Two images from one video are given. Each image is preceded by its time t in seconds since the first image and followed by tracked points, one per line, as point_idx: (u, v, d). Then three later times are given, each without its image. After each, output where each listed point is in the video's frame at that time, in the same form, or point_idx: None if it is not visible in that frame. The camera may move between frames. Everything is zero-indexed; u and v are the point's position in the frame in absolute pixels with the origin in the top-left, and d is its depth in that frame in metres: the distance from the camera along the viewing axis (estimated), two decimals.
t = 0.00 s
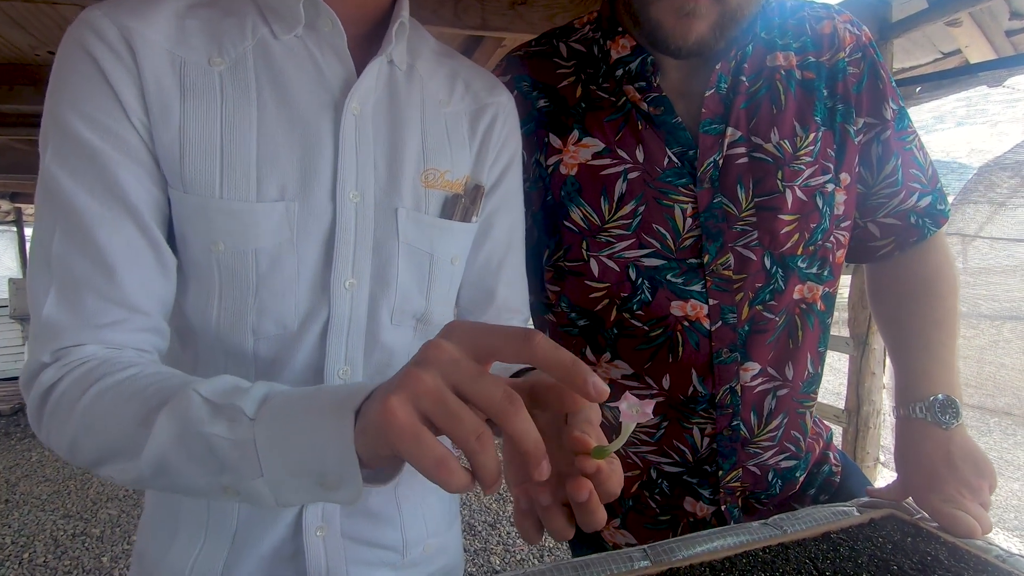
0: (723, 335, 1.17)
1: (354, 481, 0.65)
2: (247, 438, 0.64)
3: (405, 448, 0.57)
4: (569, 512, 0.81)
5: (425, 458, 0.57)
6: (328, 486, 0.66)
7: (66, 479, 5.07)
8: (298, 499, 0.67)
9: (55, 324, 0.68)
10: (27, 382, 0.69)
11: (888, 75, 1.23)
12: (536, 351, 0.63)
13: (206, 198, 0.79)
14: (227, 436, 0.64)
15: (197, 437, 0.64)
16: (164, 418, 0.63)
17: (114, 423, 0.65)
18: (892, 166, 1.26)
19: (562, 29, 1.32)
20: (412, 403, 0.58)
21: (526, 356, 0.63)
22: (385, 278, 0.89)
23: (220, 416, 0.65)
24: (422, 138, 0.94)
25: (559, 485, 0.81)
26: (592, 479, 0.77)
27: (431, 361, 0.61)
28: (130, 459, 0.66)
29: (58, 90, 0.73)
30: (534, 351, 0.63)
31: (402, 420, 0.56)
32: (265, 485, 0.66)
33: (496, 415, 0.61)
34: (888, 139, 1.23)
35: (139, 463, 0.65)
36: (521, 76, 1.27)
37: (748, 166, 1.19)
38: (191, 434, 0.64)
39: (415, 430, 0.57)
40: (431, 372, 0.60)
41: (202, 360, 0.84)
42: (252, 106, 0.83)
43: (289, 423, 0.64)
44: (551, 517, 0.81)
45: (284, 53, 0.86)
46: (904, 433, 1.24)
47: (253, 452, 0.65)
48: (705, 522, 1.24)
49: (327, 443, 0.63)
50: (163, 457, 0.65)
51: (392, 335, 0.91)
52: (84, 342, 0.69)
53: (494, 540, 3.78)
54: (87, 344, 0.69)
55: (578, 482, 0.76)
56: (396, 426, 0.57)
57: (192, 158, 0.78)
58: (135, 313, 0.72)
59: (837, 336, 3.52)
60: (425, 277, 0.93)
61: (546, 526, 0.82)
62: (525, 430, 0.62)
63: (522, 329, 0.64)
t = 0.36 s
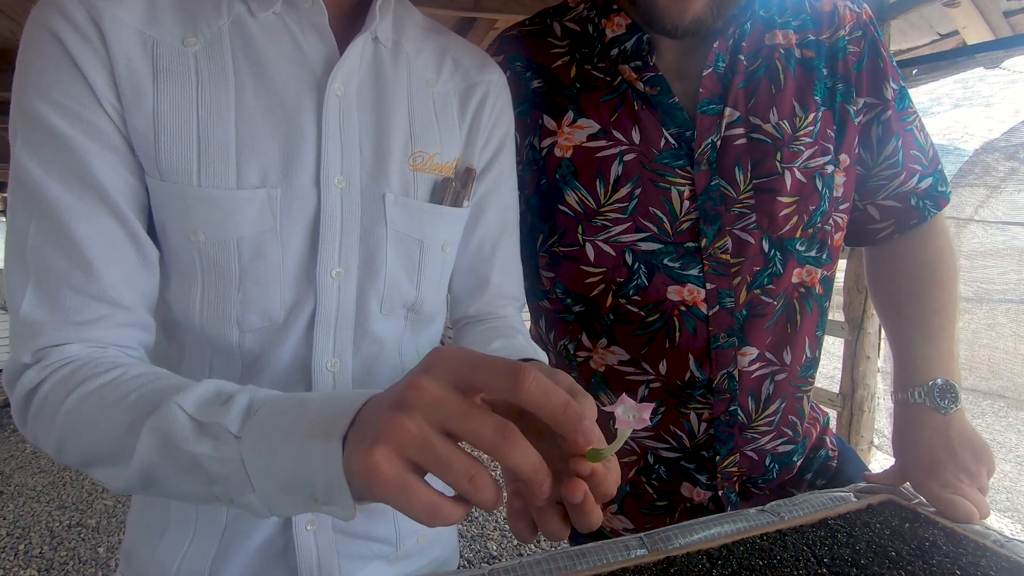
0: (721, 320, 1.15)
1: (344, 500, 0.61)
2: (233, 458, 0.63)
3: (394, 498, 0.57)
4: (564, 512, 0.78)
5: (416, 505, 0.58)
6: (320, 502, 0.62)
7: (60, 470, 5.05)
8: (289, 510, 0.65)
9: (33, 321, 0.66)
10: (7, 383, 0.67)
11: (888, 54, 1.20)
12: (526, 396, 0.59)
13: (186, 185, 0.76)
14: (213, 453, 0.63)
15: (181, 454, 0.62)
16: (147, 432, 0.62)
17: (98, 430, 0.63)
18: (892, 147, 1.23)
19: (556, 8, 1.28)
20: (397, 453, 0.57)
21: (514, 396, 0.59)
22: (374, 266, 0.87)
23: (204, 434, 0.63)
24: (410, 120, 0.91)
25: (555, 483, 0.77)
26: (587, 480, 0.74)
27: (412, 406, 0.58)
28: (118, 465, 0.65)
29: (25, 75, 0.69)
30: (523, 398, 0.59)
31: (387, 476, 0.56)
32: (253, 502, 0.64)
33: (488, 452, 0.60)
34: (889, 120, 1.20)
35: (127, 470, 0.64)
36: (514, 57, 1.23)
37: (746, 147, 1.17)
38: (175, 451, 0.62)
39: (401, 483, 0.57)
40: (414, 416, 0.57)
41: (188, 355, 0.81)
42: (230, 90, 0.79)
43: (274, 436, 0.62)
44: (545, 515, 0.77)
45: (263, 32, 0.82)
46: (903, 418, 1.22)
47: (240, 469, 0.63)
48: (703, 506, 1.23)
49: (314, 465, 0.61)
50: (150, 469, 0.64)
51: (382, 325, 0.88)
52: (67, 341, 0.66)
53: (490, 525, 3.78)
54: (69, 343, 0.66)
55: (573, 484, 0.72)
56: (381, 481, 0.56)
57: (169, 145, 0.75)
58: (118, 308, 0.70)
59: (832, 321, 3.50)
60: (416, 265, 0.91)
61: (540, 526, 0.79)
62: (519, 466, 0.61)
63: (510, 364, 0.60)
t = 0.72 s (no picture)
0: (714, 297, 1.14)
1: (334, 485, 0.60)
2: (219, 442, 0.61)
3: (375, 465, 0.56)
4: (553, 497, 0.78)
5: (396, 473, 0.56)
6: (306, 488, 0.61)
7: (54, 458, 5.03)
8: (280, 497, 0.63)
9: (12, 309, 0.64)
10: None
11: (885, 26, 1.18)
12: (505, 355, 0.56)
13: (163, 164, 0.74)
14: (198, 439, 0.61)
15: (166, 438, 0.61)
16: (133, 417, 0.60)
17: (83, 418, 0.62)
18: (887, 121, 1.22)
19: None
20: (377, 420, 0.56)
21: (494, 358, 0.57)
22: (361, 247, 0.85)
23: (190, 419, 0.62)
24: (395, 95, 0.89)
25: (545, 469, 0.77)
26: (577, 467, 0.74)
27: (392, 371, 0.58)
28: (104, 453, 0.63)
29: None
30: (501, 355, 0.56)
31: (365, 441, 0.55)
32: (244, 488, 0.63)
33: (470, 418, 0.58)
34: (885, 94, 1.19)
35: (114, 457, 0.62)
36: (506, 31, 1.21)
37: (741, 122, 1.15)
38: (161, 436, 0.61)
39: (382, 450, 0.56)
40: (394, 382, 0.57)
41: (173, 338, 0.79)
42: (206, 65, 0.77)
43: (262, 423, 0.61)
44: (535, 501, 0.77)
45: (240, 3, 0.79)
46: (895, 395, 1.22)
47: (227, 455, 0.61)
48: (696, 484, 1.24)
49: (302, 449, 0.59)
50: (138, 456, 0.62)
51: (370, 307, 0.87)
52: (47, 328, 0.64)
53: (487, 506, 3.80)
54: (50, 329, 0.65)
55: (562, 469, 0.72)
56: (363, 447, 0.55)
57: (145, 124, 0.73)
58: (98, 293, 0.68)
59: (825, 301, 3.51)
60: (404, 245, 0.89)
61: (531, 510, 0.79)
62: (502, 429, 0.59)
63: (490, 329, 0.57)
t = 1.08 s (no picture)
0: (709, 272, 1.14)
1: (325, 444, 0.60)
2: (207, 405, 0.60)
3: (371, 405, 0.54)
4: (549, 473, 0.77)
5: (393, 415, 0.54)
6: (300, 450, 0.61)
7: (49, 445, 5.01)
8: (270, 461, 0.63)
9: None
10: None
11: None
12: (513, 306, 0.62)
13: (142, 136, 0.72)
14: (185, 403, 0.60)
15: (152, 404, 0.59)
16: (117, 383, 0.59)
17: (65, 389, 0.60)
18: (882, 94, 1.20)
19: None
20: (375, 357, 0.56)
21: (503, 307, 0.62)
22: (349, 222, 0.83)
23: (176, 382, 0.60)
24: (382, 65, 0.87)
25: (539, 445, 0.76)
26: (571, 443, 0.74)
27: (395, 311, 0.58)
28: (88, 429, 0.62)
29: None
30: (509, 304, 0.62)
31: (363, 374, 0.54)
32: (234, 452, 0.62)
33: (473, 361, 0.59)
34: (880, 65, 1.17)
35: (97, 432, 0.61)
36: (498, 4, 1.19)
37: (735, 94, 1.13)
38: (147, 402, 0.59)
39: (379, 388, 0.54)
40: (396, 323, 0.57)
41: (157, 315, 0.78)
42: (183, 33, 0.74)
43: (250, 385, 0.59)
44: (529, 477, 0.76)
45: None
46: (889, 369, 1.22)
47: (216, 418, 0.60)
48: (690, 459, 1.23)
49: (291, 408, 0.58)
50: (122, 426, 0.61)
51: (359, 284, 0.85)
52: (26, 302, 0.63)
53: (483, 486, 3.82)
54: (29, 304, 0.63)
55: (555, 443, 0.72)
56: (359, 384, 0.54)
57: (121, 93, 0.70)
58: (79, 268, 0.66)
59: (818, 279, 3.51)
60: (393, 221, 0.87)
61: (526, 488, 0.77)
62: (503, 376, 0.60)
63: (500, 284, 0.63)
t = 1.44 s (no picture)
0: (706, 261, 1.13)
1: (322, 441, 0.59)
2: (201, 401, 0.59)
3: (366, 405, 0.53)
4: (556, 470, 0.77)
5: (389, 417, 0.54)
6: (296, 449, 0.61)
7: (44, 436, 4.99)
8: (265, 457, 0.62)
9: None
10: None
11: None
12: (514, 311, 0.62)
13: (134, 121, 0.70)
14: (179, 398, 0.59)
15: (145, 399, 0.59)
16: (109, 378, 0.58)
17: (57, 382, 0.59)
18: (880, 81, 1.19)
19: None
20: (373, 359, 0.55)
21: (505, 315, 0.62)
22: (345, 211, 0.83)
23: (170, 376, 0.60)
24: (379, 51, 0.86)
25: (545, 443, 0.75)
26: (580, 438, 0.73)
27: (395, 311, 0.58)
28: (80, 421, 0.61)
29: None
30: (511, 309, 0.62)
31: (361, 375, 0.53)
32: (228, 447, 0.61)
33: (473, 366, 0.59)
34: (879, 52, 1.16)
35: (90, 423, 0.60)
36: None
37: (734, 82, 1.12)
38: (140, 396, 0.59)
39: (376, 390, 0.53)
40: (394, 324, 0.57)
41: (149, 305, 0.77)
42: (175, 17, 0.73)
43: (246, 380, 0.59)
44: (536, 473, 0.76)
45: None
46: (886, 357, 1.22)
47: (210, 414, 0.60)
48: (686, 447, 1.24)
49: (287, 404, 0.58)
50: (114, 419, 0.60)
51: (356, 274, 0.85)
52: (15, 290, 0.61)
53: (480, 474, 3.83)
54: (19, 292, 0.62)
55: (564, 440, 0.71)
56: (356, 384, 0.53)
57: (112, 77, 0.69)
58: (70, 256, 0.65)
59: (815, 267, 3.52)
60: (390, 210, 0.86)
61: (531, 483, 0.77)
62: (503, 382, 0.60)
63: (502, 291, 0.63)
